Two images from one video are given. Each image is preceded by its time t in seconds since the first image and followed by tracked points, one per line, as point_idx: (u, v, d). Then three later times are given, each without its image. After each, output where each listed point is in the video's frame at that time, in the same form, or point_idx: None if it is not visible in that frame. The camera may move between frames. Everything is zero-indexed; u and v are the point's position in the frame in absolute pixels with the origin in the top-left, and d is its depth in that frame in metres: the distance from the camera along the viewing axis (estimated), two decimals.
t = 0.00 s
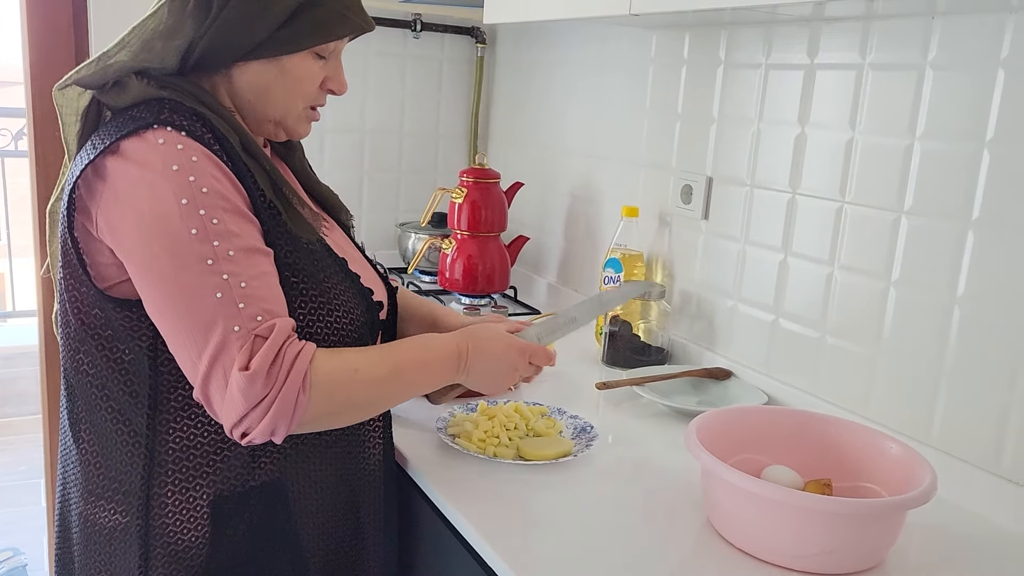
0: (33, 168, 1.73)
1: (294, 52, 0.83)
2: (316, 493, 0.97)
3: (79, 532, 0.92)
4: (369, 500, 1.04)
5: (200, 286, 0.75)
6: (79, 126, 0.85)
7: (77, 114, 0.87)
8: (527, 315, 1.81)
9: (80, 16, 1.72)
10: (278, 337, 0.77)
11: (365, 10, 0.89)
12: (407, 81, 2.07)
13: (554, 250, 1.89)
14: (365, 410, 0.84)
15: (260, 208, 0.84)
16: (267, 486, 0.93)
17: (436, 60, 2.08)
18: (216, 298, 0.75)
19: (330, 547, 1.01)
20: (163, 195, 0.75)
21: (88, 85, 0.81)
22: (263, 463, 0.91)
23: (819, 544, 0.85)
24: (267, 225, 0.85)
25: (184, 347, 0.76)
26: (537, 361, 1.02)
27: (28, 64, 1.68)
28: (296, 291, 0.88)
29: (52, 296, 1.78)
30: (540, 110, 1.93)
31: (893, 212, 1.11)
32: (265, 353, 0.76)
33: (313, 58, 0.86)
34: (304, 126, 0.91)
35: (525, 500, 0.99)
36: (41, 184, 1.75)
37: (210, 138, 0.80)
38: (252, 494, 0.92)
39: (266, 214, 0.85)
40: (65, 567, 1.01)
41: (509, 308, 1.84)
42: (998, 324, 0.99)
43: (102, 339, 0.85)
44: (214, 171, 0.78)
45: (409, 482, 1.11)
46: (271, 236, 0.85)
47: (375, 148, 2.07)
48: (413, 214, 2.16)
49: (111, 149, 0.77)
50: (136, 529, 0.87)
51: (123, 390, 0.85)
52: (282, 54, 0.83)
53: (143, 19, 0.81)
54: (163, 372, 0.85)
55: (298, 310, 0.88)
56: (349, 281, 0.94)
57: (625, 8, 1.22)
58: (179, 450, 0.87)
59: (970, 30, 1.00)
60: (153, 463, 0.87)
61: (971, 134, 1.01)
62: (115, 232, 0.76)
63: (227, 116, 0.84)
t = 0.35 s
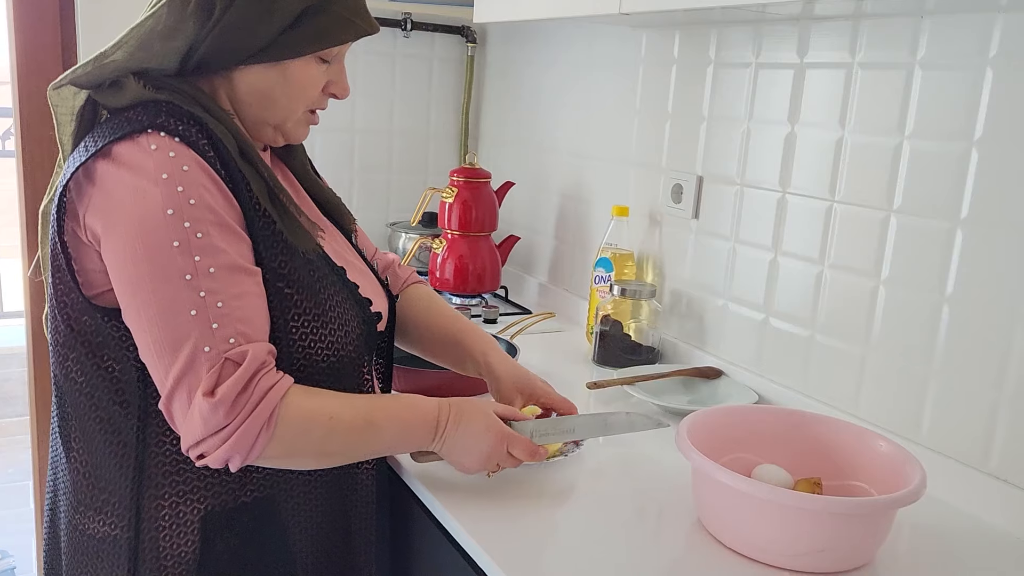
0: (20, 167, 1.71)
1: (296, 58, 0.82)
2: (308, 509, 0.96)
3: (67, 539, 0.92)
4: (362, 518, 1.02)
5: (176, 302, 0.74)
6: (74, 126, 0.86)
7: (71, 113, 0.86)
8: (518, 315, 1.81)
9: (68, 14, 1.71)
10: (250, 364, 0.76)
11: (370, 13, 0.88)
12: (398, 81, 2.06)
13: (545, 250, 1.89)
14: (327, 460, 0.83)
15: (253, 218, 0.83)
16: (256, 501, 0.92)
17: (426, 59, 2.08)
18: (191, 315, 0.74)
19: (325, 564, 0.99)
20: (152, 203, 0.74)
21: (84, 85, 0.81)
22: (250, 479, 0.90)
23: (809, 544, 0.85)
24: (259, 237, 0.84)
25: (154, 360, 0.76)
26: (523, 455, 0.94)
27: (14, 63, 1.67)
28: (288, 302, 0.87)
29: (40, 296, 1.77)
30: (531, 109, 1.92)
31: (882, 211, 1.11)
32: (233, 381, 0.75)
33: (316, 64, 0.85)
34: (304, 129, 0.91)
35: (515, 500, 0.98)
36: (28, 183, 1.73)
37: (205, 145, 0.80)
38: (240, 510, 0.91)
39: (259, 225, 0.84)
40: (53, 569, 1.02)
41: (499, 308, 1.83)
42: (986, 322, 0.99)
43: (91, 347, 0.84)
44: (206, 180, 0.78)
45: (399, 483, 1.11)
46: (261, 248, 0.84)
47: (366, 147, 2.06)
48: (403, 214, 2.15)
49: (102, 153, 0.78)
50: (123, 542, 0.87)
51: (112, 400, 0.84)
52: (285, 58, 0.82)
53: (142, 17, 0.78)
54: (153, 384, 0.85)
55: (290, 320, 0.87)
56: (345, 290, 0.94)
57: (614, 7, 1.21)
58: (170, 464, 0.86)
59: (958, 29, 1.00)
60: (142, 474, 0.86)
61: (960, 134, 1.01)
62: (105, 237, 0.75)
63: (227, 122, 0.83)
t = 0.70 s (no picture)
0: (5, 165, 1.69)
1: (281, 58, 0.82)
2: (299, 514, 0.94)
3: (59, 543, 0.92)
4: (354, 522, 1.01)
5: (156, 308, 0.73)
6: (59, 126, 0.84)
7: (54, 113, 0.84)
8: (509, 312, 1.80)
9: (52, 11, 1.69)
10: (234, 366, 0.76)
11: (358, 12, 0.88)
12: (387, 78, 2.05)
13: (535, 247, 1.88)
14: (322, 452, 0.81)
15: (237, 216, 0.82)
16: (247, 506, 0.90)
17: (415, 56, 2.07)
18: (172, 320, 0.73)
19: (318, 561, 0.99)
20: (129, 207, 0.73)
21: (64, 84, 0.79)
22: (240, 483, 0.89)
23: (801, 541, 0.84)
24: (243, 240, 0.83)
25: (140, 365, 0.75)
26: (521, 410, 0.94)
27: None
28: (275, 305, 0.86)
29: (27, 296, 1.75)
30: (521, 106, 1.92)
31: (872, 207, 1.11)
32: (216, 384, 0.74)
33: (301, 64, 0.85)
34: (288, 129, 0.91)
35: (506, 499, 0.98)
36: (13, 182, 1.71)
37: (185, 145, 0.78)
38: (231, 515, 0.89)
39: (243, 227, 0.83)
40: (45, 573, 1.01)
41: (490, 306, 1.83)
42: (977, 318, 0.99)
43: (76, 352, 0.83)
44: (185, 182, 0.76)
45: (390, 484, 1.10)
46: (246, 247, 0.83)
47: (355, 145, 2.05)
48: (393, 212, 2.14)
49: (81, 155, 0.76)
50: (112, 547, 0.86)
51: (97, 405, 0.83)
52: (268, 59, 0.81)
53: (125, 12, 0.76)
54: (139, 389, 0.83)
55: (278, 320, 0.86)
56: (335, 290, 0.92)
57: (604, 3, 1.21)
58: (159, 471, 0.84)
59: (948, 24, 1.00)
60: (128, 481, 0.85)
61: (950, 130, 1.01)
62: (86, 242, 0.74)
63: (210, 120, 0.82)
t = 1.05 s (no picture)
0: None
1: (269, 53, 0.81)
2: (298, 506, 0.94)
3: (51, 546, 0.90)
4: (351, 512, 1.01)
5: (166, 293, 0.72)
6: (42, 125, 0.83)
7: (39, 110, 0.83)
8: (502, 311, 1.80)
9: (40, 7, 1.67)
10: (248, 348, 0.75)
11: (341, 7, 0.87)
12: (379, 76, 2.04)
13: (529, 246, 1.87)
14: (342, 420, 0.81)
15: (235, 210, 0.82)
16: (247, 499, 0.89)
17: (408, 54, 2.06)
18: (184, 305, 0.72)
19: (316, 555, 0.98)
20: (129, 198, 0.72)
21: (51, 82, 0.78)
22: (243, 476, 0.88)
23: (799, 542, 0.84)
24: (243, 228, 0.83)
25: (152, 357, 0.73)
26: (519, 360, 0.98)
27: None
28: (275, 295, 0.86)
29: (16, 295, 1.73)
30: (514, 104, 1.91)
31: (867, 205, 1.10)
32: (234, 364, 0.74)
33: (287, 58, 0.84)
34: (276, 124, 0.90)
35: (501, 500, 0.97)
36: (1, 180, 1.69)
37: (181, 138, 0.77)
38: (233, 508, 0.89)
39: (241, 217, 0.83)
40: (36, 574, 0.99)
41: (483, 305, 1.82)
42: (972, 316, 0.99)
43: (72, 350, 0.81)
44: (184, 173, 0.76)
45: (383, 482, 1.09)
46: (245, 240, 0.83)
47: (347, 143, 2.04)
48: (386, 210, 2.13)
49: (75, 151, 0.75)
50: (112, 546, 0.85)
51: (95, 402, 0.82)
52: (256, 54, 0.80)
53: (109, 9, 0.76)
54: (138, 384, 0.83)
55: (276, 313, 0.86)
56: (329, 282, 0.92)
57: (598, 1, 1.20)
58: (157, 463, 0.84)
59: (944, 22, 1.00)
60: (129, 476, 0.84)
61: (946, 128, 1.00)
62: (83, 237, 0.73)
63: (201, 115, 0.81)
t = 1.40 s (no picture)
0: None
1: (252, 45, 0.80)
2: (292, 493, 0.94)
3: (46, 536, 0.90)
4: (345, 502, 1.00)
5: (166, 278, 0.72)
6: (28, 115, 0.82)
7: (25, 101, 0.83)
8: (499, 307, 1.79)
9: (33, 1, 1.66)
10: (249, 330, 0.74)
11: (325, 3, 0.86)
12: (375, 71, 2.03)
13: (525, 242, 1.87)
14: (342, 402, 0.81)
15: (227, 199, 0.82)
16: (243, 485, 0.89)
17: (403, 49, 2.05)
18: (183, 290, 0.72)
19: (313, 541, 0.98)
20: (123, 187, 0.71)
21: (38, 73, 0.77)
22: (237, 462, 0.88)
23: (800, 537, 0.84)
24: (235, 216, 0.82)
25: (151, 344, 0.73)
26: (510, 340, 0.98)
27: None
28: (269, 284, 0.85)
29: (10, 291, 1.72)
30: (510, 99, 1.90)
31: (865, 199, 1.10)
32: (236, 345, 0.73)
33: (271, 52, 0.83)
34: (258, 117, 0.89)
35: (499, 495, 0.97)
36: None
37: (171, 127, 0.77)
38: (228, 494, 0.88)
39: (231, 205, 0.82)
40: (31, 564, 0.99)
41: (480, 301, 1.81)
42: (970, 310, 0.99)
43: (66, 339, 0.82)
44: (177, 161, 0.75)
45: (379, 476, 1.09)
46: (237, 229, 0.83)
47: (342, 138, 2.03)
48: (382, 206, 2.12)
49: (67, 141, 0.74)
50: (110, 533, 0.85)
51: (89, 391, 0.82)
52: (240, 46, 0.79)
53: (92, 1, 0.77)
54: (133, 371, 0.82)
55: (271, 302, 0.85)
56: (320, 272, 0.92)
57: None
58: (152, 451, 0.84)
59: (943, 15, 0.99)
60: (125, 464, 0.84)
61: (944, 121, 1.00)
62: (75, 228, 0.72)
63: (190, 107, 0.81)
